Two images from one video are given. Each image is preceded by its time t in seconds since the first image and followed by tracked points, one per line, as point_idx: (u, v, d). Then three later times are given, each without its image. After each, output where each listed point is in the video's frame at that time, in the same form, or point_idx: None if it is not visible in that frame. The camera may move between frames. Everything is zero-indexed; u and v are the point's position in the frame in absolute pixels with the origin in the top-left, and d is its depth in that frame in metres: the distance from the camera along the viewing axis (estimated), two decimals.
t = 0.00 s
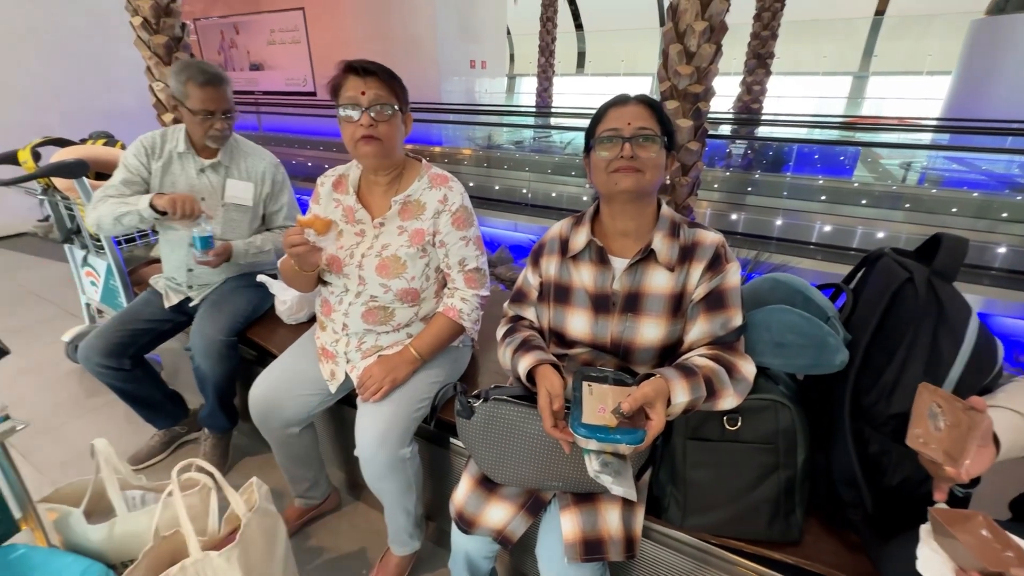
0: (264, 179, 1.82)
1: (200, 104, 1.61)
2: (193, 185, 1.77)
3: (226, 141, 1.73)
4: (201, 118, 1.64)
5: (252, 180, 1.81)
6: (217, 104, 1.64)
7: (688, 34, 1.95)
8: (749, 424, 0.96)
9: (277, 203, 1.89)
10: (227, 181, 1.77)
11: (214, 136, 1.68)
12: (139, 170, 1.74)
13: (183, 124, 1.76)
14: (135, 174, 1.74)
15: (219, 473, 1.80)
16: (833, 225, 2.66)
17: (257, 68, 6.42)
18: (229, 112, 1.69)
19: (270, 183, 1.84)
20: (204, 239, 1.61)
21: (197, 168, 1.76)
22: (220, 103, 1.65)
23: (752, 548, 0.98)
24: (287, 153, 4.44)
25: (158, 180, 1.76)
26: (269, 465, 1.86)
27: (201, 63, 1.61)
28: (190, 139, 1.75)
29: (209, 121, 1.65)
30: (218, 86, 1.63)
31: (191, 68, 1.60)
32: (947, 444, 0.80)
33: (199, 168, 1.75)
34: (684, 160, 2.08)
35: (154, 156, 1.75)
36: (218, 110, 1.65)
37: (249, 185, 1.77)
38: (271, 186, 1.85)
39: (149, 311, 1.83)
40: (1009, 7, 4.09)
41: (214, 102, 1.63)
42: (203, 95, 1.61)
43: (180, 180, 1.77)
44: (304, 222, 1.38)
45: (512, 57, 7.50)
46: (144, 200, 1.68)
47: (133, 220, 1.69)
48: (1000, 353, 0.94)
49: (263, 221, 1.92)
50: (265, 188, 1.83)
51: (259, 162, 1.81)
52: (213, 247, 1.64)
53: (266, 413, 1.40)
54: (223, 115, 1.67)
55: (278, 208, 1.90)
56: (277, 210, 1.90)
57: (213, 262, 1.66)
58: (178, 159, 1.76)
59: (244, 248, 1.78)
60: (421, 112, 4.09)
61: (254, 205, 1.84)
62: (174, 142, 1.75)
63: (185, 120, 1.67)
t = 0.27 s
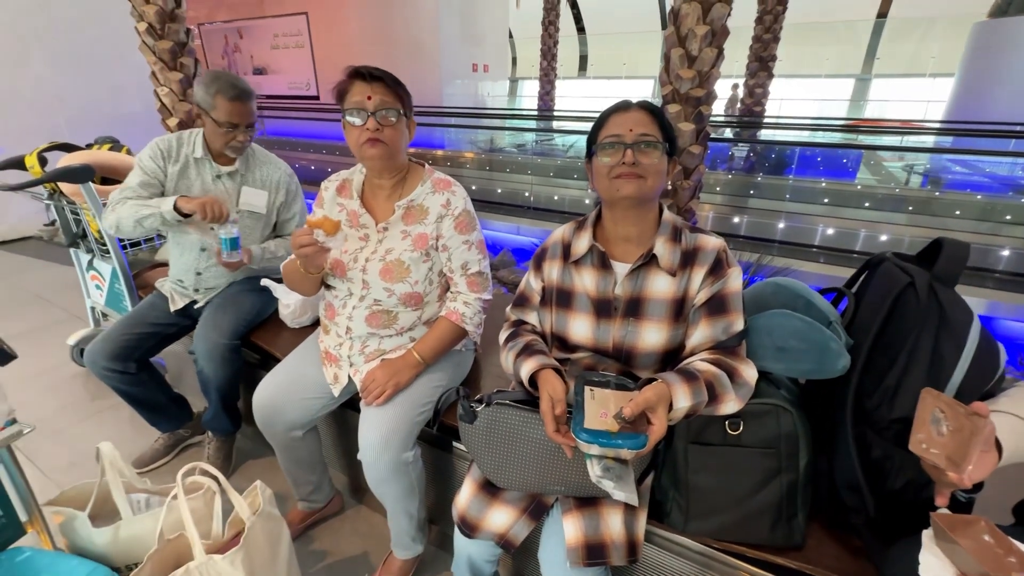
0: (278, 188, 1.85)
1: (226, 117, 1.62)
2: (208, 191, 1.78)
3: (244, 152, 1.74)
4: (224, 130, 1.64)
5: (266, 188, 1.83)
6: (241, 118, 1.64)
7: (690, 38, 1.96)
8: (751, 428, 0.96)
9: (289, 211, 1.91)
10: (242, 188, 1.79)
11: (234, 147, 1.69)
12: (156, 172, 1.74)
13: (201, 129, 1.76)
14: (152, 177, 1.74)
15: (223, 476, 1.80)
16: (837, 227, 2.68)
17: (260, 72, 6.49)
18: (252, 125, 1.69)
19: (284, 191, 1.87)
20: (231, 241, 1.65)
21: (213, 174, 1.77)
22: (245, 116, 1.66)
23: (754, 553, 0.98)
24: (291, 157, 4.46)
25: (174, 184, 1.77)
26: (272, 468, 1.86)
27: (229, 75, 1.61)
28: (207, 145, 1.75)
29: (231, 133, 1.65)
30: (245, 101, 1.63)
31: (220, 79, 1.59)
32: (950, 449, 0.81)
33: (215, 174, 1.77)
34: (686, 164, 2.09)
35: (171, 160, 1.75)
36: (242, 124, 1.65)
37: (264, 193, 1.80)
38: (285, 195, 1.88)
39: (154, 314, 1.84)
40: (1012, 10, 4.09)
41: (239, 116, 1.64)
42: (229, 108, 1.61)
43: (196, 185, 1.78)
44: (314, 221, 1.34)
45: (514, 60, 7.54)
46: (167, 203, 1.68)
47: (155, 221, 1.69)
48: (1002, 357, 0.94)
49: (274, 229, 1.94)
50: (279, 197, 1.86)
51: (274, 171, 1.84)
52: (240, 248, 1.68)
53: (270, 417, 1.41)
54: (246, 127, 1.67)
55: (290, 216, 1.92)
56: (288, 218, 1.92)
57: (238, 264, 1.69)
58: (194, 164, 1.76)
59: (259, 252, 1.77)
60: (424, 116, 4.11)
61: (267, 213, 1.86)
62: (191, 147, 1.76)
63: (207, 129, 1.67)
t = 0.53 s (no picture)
0: (289, 199, 1.91)
1: (246, 128, 1.65)
2: (223, 200, 1.82)
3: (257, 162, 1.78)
4: (242, 141, 1.67)
5: (278, 198, 1.89)
6: (259, 131, 1.68)
7: (687, 46, 1.98)
8: (750, 433, 0.97)
9: (299, 221, 1.97)
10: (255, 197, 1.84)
11: (251, 157, 1.73)
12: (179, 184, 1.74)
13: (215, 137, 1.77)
14: (173, 186, 1.73)
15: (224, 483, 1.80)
16: (834, 233, 2.70)
17: (261, 79, 6.53)
18: (268, 136, 1.72)
19: (295, 202, 1.93)
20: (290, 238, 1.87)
21: (228, 183, 1.80)
22: (263, 128, 1.69)
23: (755, 558, 0.98)
24: (291, 164, 4.49)
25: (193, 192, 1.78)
26: (272, 475, 1.86)
27: (251, 87, 1.64)
28: (222, 153, 1.77)
29: (249, 144, 1.69)
30: (265, 114, 1.67)
31: (242, 92, 1.62)
32: (947, 452, 0.81)
33: (229, 182, 1.80)
34: (685, 170, 2.10)
35: (188, 168, 1.75)
36: (259, 136, 1.69)
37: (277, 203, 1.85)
38: (295, 205, 1.94)
39: (158, 321, 1.84)
40: (1005, 17, 4.13)
41: (257, 128, 1.67)
42: (250, 121, 1.64)
43: (213, 194, 1.80)
44: (324, 224, 1.35)
45: (513, 67, 7.59)
46: (213, 221, 1.70)
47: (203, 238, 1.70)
48: (998, 361, 0.95)
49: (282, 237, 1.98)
50: (290, 207, 1.92)
51: (285, 180, 1.89)
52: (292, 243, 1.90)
53: (271, 423, 1.41)
54: (263, 139, 1.70)
55: (299, 226, 1.98)
56: (297, 227, 1.98)
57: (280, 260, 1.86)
58: (210, 172, 1.78)
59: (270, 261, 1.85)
60: (424, 123, 4.14)
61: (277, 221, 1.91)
62: (205, 155, 1.76)
63: (224, 139, 1.70)
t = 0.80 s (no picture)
0: (288, 200, 1.94)
1: (247, 129, 1.66)
2: (225, 201, 1.83)
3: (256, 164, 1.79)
4: (243, 142, 1.68)
5: (278, 199, 1.91)
6: (261, 132, 1.69)
7: (680, 47, 2.00)
8: (738, 429, 0.99)
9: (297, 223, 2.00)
10: (256, 198, 1.86)
11: (251, 158, 1.74)
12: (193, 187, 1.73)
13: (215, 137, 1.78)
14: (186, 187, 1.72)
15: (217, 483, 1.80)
16: (826, 233, 2.73)
17: (254, 79, 6.52)
18: (269, 138, 1.73)
19: (294, 203, 1.97)
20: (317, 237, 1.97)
21: (230, 183, 1.81)
22: (264, 130, 1.70)
23: (743, 552, 1.00)
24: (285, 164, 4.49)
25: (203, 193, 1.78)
26: (266, 474, 1.86)
27: (253, 89, 1.65)
28: (222, 153, 1.78)
29: (251, 146, 1.69)
30: (267, 116, 1.69)
31: (245, 94, 1.64)
32: (942, 446, 0.84)
33: (231, 183, 1.81)
34: (677, 170, 2.12)
35: (196, 169, 1.75)
36: (261, 137, 1.70)
37: (277, 205, 1.88)
38: (294, 206, 1.97)
39: (152, 322, 1.84)
40: (994, 19, 4.17)
41: (259, 130, 1.68)
42: (253, 122, 1.66)
43: (216, 196, 1.81)
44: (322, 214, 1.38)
45: (507, 68, 7.61)
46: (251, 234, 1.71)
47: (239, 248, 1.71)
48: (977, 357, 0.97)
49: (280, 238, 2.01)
50: (290, 208, 1.95)
51: (285, 181, 1.92)
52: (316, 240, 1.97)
53: (265, 422, 1.42)
54: (264, 140, 1.71)
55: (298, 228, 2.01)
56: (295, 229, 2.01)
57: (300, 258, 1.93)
58: (212, 172, 1.78)
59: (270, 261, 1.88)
60: (418, 123, 4.15)
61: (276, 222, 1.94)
62: (209, 156, 1.77)
63: (225, 140, 1.70)
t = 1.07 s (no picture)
0: (282, 198, 1.94)
1: (244, 127, 1.64)
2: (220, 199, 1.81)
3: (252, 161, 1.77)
4: (240, 140, 1.66)
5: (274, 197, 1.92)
6: (258, 129, 1.67)
7: (672, 44, 2.00)
8: (727, 424, 0.99)
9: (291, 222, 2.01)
10: (252, 196, 1.86)
11: (248, 156, 1.72)
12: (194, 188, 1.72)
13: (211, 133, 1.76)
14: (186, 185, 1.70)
15: (206, 481, 1.79)
16: (817, 229, 2.74)
17: (245, 74, 6.47)
18: (266, 136, 1.71)
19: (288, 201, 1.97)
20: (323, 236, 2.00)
21: (225, 181, 1.80)
22: (261, 127, 1.68)
23: (732, 546, 1.00)
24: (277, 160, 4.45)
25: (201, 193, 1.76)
26: (256, 472, 1.85)
27: (250, 86, 1.62)
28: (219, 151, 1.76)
29: (248, 144, 1.67)
30: (264, 114, 1.66)
31: (242, 91, 1.61)
32: (928, 439, 0.84)
33: (227, 181, 1.80)
34: (669, 167, 2.12)
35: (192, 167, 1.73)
36: (258, 135, 1.68)
37: (273, 203, 1.88)
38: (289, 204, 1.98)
39: (141, 319, 1.81)
40: (983, 18, 4.21)
41: (256, 127, 1.66)
42: (250, 120, 1.63)
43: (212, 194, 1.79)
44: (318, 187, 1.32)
45: (501, 64, 7.59)
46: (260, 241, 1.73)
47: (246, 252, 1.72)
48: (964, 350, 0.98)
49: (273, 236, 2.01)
50: (284, 206, 1.95)
51: (281, 179, 1.93)
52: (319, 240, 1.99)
53: (254, 420, 1.41)
54: (261, 138, 1.69)
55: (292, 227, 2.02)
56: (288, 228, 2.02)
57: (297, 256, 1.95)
58: (209, 169, 1.77)
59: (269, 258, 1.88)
60: (410, 119, 4.13)
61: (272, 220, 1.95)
62: (205, 154, 1.75)
63: (221, 137, 1.68)
